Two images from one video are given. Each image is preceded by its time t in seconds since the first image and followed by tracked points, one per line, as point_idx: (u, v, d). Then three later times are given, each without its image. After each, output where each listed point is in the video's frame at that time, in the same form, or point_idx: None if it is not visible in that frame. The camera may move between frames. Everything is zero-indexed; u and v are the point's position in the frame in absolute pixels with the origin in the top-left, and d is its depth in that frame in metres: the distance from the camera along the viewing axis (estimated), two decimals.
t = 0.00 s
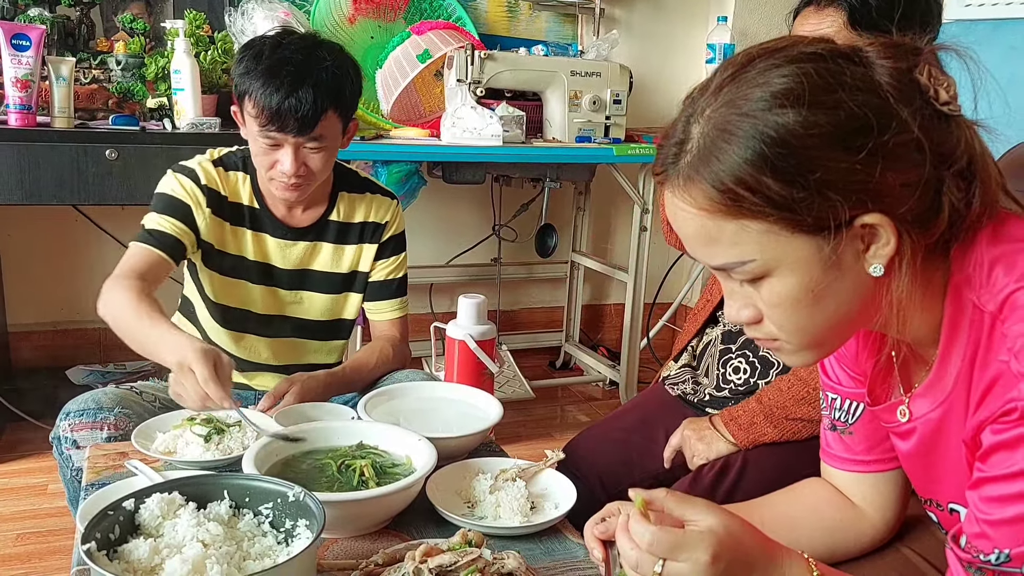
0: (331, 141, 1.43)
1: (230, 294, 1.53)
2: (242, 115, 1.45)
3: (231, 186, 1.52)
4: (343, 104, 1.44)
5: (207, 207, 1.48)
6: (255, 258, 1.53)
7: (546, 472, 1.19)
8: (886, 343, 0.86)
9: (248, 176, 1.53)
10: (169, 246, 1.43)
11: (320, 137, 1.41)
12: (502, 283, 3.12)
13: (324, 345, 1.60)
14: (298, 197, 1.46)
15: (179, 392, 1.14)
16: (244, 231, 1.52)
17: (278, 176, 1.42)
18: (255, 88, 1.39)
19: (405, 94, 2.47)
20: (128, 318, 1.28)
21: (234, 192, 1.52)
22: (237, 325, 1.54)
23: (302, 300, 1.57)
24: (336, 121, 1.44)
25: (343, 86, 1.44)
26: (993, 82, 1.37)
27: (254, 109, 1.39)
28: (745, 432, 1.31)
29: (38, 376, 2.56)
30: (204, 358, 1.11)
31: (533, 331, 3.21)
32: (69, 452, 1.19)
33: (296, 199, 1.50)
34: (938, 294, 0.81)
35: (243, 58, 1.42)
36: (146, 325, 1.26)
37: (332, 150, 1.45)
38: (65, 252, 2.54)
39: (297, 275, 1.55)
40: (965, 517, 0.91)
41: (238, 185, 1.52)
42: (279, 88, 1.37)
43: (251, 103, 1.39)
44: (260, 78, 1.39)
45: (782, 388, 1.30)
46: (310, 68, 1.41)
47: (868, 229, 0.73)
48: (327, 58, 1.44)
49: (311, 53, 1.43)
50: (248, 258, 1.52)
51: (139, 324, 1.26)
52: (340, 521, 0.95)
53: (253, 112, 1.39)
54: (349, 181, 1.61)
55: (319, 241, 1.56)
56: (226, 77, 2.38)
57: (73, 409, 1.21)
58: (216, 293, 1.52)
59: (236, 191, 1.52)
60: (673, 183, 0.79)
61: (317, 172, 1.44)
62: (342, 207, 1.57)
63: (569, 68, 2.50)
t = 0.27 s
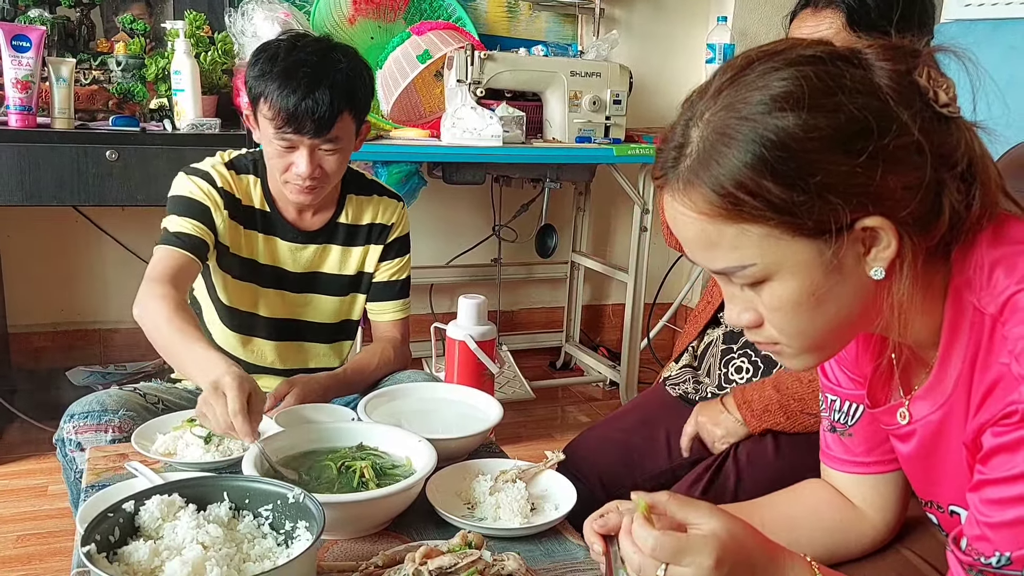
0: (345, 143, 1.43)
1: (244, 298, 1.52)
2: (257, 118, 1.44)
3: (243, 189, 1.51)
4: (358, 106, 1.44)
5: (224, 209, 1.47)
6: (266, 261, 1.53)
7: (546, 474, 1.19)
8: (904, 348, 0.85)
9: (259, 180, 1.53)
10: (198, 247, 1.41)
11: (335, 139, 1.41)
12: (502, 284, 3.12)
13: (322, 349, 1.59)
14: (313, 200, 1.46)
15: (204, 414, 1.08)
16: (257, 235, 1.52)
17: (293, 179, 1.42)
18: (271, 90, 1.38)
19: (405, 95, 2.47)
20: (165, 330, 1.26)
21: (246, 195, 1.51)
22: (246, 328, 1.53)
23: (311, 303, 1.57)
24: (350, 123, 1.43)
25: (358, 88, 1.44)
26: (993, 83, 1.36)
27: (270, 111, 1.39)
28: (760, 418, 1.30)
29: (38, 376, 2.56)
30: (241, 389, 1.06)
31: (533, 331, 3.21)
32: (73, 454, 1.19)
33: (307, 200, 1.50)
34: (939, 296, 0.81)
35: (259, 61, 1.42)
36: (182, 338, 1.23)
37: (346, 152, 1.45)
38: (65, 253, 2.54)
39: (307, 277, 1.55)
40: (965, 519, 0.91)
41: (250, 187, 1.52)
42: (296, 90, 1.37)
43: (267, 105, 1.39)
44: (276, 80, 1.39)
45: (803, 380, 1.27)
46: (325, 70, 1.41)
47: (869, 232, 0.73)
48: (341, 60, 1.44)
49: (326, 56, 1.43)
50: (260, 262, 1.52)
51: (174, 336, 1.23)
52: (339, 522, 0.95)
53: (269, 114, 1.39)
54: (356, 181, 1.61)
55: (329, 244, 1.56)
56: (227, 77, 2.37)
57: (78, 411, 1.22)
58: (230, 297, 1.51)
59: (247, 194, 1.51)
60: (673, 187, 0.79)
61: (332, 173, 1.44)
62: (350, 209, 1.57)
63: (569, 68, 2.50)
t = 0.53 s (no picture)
0: (351, 143, 1.44)
1: (244, 298, 1.52)
2: (263, 118, 1.44)
3: (247, 190, 1.51)
4: (364, 105, 1.45)
5: (227, 211, 1.47)
6: (270, 262, 1.53)
7: (548, 473, 1.19)
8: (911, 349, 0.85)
9: (263, 182, 1.53)
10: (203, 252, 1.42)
11: (342, 138, 1.41)
12: (503, 283, 3.12)
13: (320, 351, 1.58)
14: (319, 201, 1.46)
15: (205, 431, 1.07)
16: (261, 237, 1.52)
17: (299, 179, 1.42)
18: (278, 90, 1.38)
19: (405, 95, 2.47)
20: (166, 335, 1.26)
21: (249, 198, 1.51)
22: (247, 329, 1.53)
23: (315, 304, 1.57)
24: (357, 123, 1.44)
25: (364, 88, 1.44)
26: (992, 82, 1.36)
27: (277, 111, 1.39)
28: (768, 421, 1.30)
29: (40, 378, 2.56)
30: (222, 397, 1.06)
31: (533, 330, 3.21)
32: (75, 456, 1.19)
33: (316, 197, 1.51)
34: (941, 296, 0.81)
35: (266, 60, 1.42)
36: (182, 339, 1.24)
37: (352, 151, 1.45)
38: (66, 255, 2.55)
39: (311, 279, 1.55)
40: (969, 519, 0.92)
41: (252, 190, 1.52)
42: (303, 89, 1.37)
43: (274, 105, 1.39)
44: (283, 80, 1.39)
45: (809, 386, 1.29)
46: (332, 70, 1.41)
47: (871, 234, 0.74)
48: (347, 60, 1.44)
49: (332, 55, 1.43)
50: (263, 263, 1.53)
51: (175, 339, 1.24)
52: (341, 523, 0.95)
53: (276, 114, 1.39)
54: (358, 183, 1.61)
55: (334, 246, 1.56)
56: (227, 79, 2.37)
57: (82, 413, 1.22)
58: (232, 299, 1.51)
59: (251, 195, 1.51)
60: (673, 190, 0.79)
61: (338, 173, 1.44)
62: (353, 211, 1.57)
63: (568, 68, 2.50)
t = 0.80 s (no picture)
0: (340, 140, 1.43)
1: (227, 292, 1.51)
2: (251, 117, 1.44)
3: (237, 190, 1.51)
4: (351, 102, 1.44)
5: (214, 213, 1.47)
6: (261, 262, 1.52)
7: (547, 473, 1.19)
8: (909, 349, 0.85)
9: (254, 182, 1.52)
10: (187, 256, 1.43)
11: (330, 136, 1.41)
12: (501, 283, 3.12)
13: (317, 351, 1.58)
14: (309, 199, 1.45)
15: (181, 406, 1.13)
16: (251, 236, 1.51)
17: (288, 176, 1.42)
18: (265, 88, 1.38)
19: (402, 96, 2.47)
20: (140, 331, 1.27)
21: (240, 198, 1.51)
22: (241, 329, 1.53)
23: (308, 304, 1.56)
24: (345, 120, 1.44)
25: (351, 84, 1.44)
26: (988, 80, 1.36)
27: (264, 109, 1.39)
28: (758, 429, 1.32)
29: (38, 381, 2.56)
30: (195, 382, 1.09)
31: (533, 330, 3.21)
32: (72, 459, 1.19)
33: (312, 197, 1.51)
34: (937, 295, 0.81)
35: (252, 59, 1.42)
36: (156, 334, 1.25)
37: (341, 148, 1.45)
38: (64, 258, 2.55)
39: (303, 278, 1.55)
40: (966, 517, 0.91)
41: (244, 190, 1.52)
42: (289, 87, 1.37)
43: (261, 103, 1.39)
44: (269, 78, 1.39)
45: (799, 386, 1.30)
46: (318, 67, 1.41)
47: (867, 234, 0.74)
48: (334, 57, 1.44)
49: (319, 53, 1.43)
50: (255, 263, 1.52)
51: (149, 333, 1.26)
52: (340, 525, 0.95)
53: (263, 112, 1.39)
54: (352, 182, 1.61)
55: (326, 245, 1.56)
56: (224, 80, 2.37)
57: (77, 416, 1.22)
58: (221, 297, 1.51)
59: (242, 195, 1.51)
60: (668, 192, 0.79)
61: (327, 170, 1.44)
62: (346, 210, 1.57)
63: (565, 67, 2.50)
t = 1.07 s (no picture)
0: (324, 144, 1.43)
1: (220, 297, 1.53)
2: (237, 119, 1.44)
3: (226, 191, 1.51)
4: (335, 106, 1.44)
5: (194, 214, 1.47)
6: (252, 262, 1.52)
7: (546, 473, 1.19)
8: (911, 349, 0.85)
9: (243, 181, 1.53)
10: (150, 259, 1.43)
11: (313, 140, 1.41)
12: (501, 284, 3.12)
13: (314, 350, 1.59)
14: (295, 200, 1.46)
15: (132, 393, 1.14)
16: (239, 235, 1.51)
17: (272, 179, 1.42)
18: (247, 92, 1.38)
19: (401, 96, 2.46)
20: (95, 324, 1.27)
21: (229, 198, 1.51)
22: (232, 330, 1.54)
23: (301, 304, 1.56)
24: (328, 124, 1.43)
25: (334, 88, 1.43)
26: (987, 79, 1.36)
27: (247, 113, 1.39)
28: (757, 427, 1.31)
29: (37, 382, 2.56)
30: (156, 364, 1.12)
31: (532, 330, 3.21)
32: (68, 461, 1.18)
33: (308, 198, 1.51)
34: (937, 295, 0.81)
35: (237, 61, 1.42)
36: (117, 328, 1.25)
37: (326, 152, 1.44)
38: (62, 259, 2.54)
39: (296, 278, 1.55)
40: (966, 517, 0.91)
41: (234, 190, 1.52)
42: (270, 91, 1.37)
43: (243, 107, 1.39)
44: (251, 82, 1.39)
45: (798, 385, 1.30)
46: (300, 71, 1.40)
47: (868, 235, 0.73)
48: (318, 60, 1.43)
49: (302, 56, 1.43)
50: (244, 263, 1.52)
51: (103, 324, 1.26)
52: (340, 526, 0.95)
53: (246, 116, 1.39)
54: (345, 182, 1.60)
55: (318, 244, 1.55)
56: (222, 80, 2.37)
57: (72, 417, 1.21)
58: (208, 298, 1.52)
59: (231, 196, 1.52)
60: (668, 192, 0.79)
61: (311, 174, 1.43)
62: (339, 208, 1.56)
63: (564, 67, 2.50)
